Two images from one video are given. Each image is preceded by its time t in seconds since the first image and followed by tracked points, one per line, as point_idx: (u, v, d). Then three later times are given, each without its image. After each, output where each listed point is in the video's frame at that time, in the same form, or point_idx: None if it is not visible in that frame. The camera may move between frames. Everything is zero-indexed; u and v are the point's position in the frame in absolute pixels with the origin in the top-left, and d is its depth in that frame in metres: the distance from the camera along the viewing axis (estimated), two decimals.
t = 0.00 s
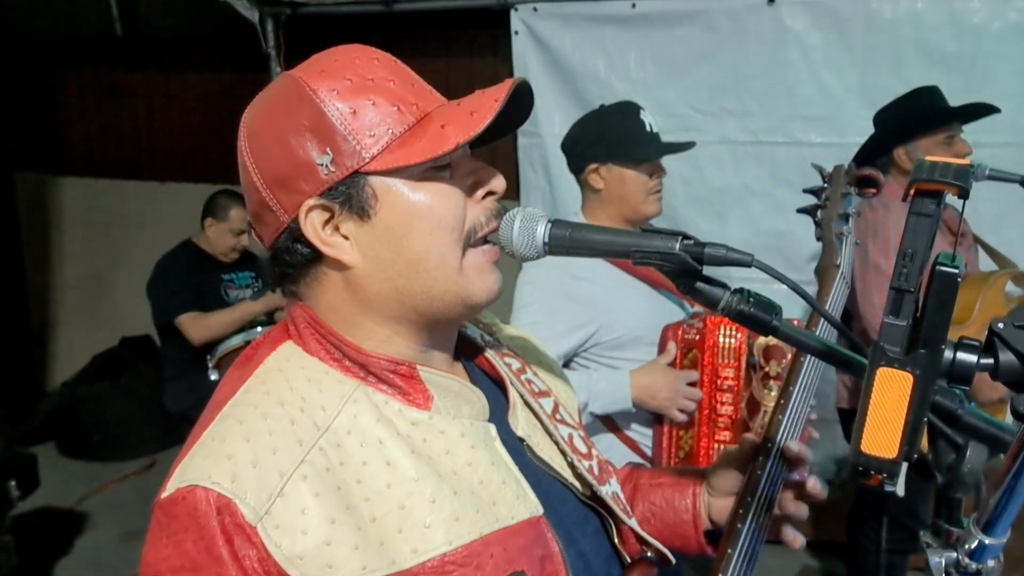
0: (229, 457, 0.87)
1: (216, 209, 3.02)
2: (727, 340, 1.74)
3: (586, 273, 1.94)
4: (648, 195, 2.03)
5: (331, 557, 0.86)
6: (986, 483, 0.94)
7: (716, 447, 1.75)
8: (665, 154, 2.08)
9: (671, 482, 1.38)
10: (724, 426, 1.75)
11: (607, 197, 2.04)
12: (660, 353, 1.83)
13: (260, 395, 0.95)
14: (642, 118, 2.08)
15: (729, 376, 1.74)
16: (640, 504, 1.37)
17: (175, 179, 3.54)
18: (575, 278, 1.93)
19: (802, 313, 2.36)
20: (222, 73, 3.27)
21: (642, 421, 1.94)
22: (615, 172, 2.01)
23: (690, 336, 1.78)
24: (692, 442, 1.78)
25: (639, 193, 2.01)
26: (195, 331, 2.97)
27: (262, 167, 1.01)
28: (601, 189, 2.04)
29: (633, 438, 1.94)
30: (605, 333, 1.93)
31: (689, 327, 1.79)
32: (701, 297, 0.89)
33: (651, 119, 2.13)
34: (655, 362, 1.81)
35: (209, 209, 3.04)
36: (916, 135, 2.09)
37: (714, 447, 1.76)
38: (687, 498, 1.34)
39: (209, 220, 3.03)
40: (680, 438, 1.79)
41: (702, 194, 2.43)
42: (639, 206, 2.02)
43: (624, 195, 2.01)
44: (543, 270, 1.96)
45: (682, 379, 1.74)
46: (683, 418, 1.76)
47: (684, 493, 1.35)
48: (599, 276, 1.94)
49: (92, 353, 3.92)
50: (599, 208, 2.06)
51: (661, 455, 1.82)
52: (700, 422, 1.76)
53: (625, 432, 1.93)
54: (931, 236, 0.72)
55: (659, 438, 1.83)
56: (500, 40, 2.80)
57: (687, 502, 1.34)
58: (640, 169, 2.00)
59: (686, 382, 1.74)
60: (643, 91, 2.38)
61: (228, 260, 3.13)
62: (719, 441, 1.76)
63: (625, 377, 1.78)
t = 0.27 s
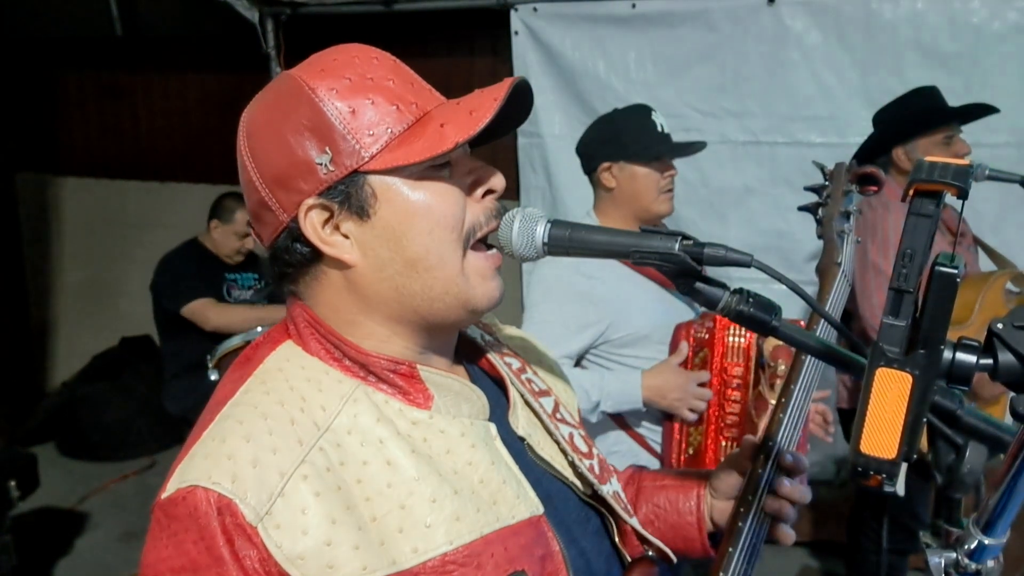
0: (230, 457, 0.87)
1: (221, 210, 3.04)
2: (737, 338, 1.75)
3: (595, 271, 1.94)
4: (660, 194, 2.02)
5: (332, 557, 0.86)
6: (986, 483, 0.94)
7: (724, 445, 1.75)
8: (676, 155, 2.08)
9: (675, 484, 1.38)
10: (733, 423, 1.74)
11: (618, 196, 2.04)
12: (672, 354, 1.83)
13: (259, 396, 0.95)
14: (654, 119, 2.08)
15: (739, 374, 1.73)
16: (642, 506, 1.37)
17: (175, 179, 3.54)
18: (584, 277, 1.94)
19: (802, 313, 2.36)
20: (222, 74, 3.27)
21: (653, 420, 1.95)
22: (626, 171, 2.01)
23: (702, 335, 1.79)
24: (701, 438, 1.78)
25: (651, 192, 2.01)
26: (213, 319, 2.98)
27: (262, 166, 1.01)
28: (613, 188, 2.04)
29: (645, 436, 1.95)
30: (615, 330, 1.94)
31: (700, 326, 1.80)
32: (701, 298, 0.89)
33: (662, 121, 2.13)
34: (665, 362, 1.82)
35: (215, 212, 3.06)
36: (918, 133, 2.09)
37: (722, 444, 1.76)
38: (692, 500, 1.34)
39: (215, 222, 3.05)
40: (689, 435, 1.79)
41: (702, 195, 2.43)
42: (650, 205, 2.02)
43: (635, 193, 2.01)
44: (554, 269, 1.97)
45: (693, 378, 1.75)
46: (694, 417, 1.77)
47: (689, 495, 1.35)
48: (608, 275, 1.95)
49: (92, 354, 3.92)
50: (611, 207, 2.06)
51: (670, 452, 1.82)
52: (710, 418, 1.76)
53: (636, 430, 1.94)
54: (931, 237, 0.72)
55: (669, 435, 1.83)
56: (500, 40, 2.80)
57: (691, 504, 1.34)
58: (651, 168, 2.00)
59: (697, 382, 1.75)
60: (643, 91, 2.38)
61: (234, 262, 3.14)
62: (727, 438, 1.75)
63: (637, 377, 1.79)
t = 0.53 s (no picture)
0: (230, 459, 0.87)
1: (223, 208, 3.02)
2: (742, 336, 1.74)
3: (601, 269, 1.95)
4: (664, 192, 2.02)
5: (332, 559, 0.86)
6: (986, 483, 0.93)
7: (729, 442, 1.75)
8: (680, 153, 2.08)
9: (672, 497, 1.38)
10: (738, 420, 1.74)
11: (622, 195, 2.04)
12: (679, 351, 1.83)
13: (259, 397, 0.95)
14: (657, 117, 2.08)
15: (744, 373, 1.73)
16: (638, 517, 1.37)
17: (175, 180, 3.54)
18: (591, 275, 1.95)
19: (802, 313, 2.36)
20: (222, 74, 3.27)
21: (659, 416, 1.94)
22: (632, 170, 2.01)
23: (708, 332, 1.80)
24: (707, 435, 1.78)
25: (655, 190, 2.01)
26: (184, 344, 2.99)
27: (262, 165, 1.01)
28: (616, 187, 2.04)
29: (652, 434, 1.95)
30: (620, 327, 1.94)
31: (706, 324, 1.80)
32: (701, 297, 0.89)
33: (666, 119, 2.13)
34: (672, 359, 1.81)
35: (218, 209, 3.04)
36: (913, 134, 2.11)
37: (727, 441, 1.75)
38: (687, 516, 1.34)
39: (216, 219, 3.04)
40: (696, 432, 1.79)
41: (702, 195, 2.43)
42: (654, 203, 2.02)
43: (638, 192, 2.01)
44: (561, 267, 1.98)
45: (699, 376, 1.74)
46: (701, 414, 1.76)
47: (684, 509, 1.35)
48: (615, 273, 1.95)
49: (92, 354, 3.92)
50: (616, 206, 2.06)
51: (678, 448, 1.83)
52: (715, 416, 1.76)
53: (642, 429, 1.95)
54: (930, 237, 0.72)
55: (675, 432, 1.83)
56: (500, 40, 2.80)
57: (686, 519, 1.34)
58: (655, 167, 2.00)
59: (704, 380, 1.74)
60: (642, 91, 2.38)
61: (236, 260, 3.12)
62: (732, 435, 1.75)
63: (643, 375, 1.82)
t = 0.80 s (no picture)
0: (230, 459, 0.87)
1: (222, 204, 3.03)
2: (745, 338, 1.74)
3: (603, 270, 1.95)
4: (668, 194, 2.02)
5: (333, 559, 0.86)
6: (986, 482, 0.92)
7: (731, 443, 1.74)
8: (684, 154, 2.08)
9: (672, 500, 1.38)
10: (742, 422, 1.72)
11: (626, 196, 2.04)
12: (682, 352, 1.83)
13: (259, 397, 0.95)
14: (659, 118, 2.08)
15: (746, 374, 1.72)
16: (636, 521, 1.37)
17: (176, 180, 3.54)
18: (593, 274, 1.94)
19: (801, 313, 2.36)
20: (222, 74, 3.27)
21: (662, 417, 1.94)
22: (635, 171, 2.01)
23: (710, 333, 1.80)
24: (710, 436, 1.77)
25: (658, 191, 2.01)
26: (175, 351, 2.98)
27: (262, 164, 1.01)
28: (620, 189, 2.04)
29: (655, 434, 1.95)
30: (622, 327, 1.94)
31: (709, 325, 1.81)
32: (700, 297, 0.89)
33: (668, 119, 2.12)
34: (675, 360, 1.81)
35: (217, 205, 3.05)
36: (913, 134, 2.10)
37: (731, 442, 1.74)
38: (686, 519, 1.33)
39: (217, 215, 3.05)
40: (699, 432, 1.79)
41: (702, 195, 2.43)
42: (659, 204, 2.02)
43: (642, 193, 2.01)
44: (563, 267, 1.97)
45: (702, 377, 1.74)
46: (704, 416, 1.76)
47: (683, 513, 1.35)
48: (616, 272, 1.94)
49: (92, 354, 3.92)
50: (620, 207, 2.06)
51: (679, 450, 1.83)
52: (718, 418, 1.75)
53: (644, 429, 1.95)
54: (930, 237, 0.72)
55: (678, 434, 1.83)
56: (500, 40, 2.80)
57: (685, 522, 1.33)
58: (658, 169, 2.00)
59: (706, 382, 1.74)
60: (642, 91, 2.38)
61: (238, 257, 3.13)
62: (736, 436, 1.74)
63: (646, 377, 1.82)
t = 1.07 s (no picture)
0: (231, 459, 0.87)
1: (219, 204, 3.02)
2: (748, 337, 1.74)
3: (606, 268, 1.95)
4: (673, 193, 2.03)
5: (334, 559, 0.86)
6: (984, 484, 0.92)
7: (734, 442, 1.75)
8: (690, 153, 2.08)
9: (666, 518, 1.37)
10: (747, 421, 1.73)
11: (632, 195, 2.04)
12: (686, 352, 1.82)
13: (260, 397, 0.95)
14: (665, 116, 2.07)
15: (750, 373, 1.73)
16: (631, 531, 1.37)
17: (176, 180, 3.54)
18: (595, 273, 1.94)
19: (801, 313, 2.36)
20: (222, 74, 3.27)
21: (665, 416, 1.94)
22: (641, 171, 2.01)
23: (714, 332, 1.80)
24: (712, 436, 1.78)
25: (664, 191, 2.01)
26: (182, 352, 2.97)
27: (262, 164, 1.01)
28: (626, 187, 2.04)
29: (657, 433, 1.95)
30: (626, 325, 1.94)
31: (712, 324, 1.81)
32: (700, 297, 0.89)
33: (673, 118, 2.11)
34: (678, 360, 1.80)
35: (215, 205, 3.03)
36: (912, 135, 2.12)
37: (734, 443, 1.75)
38: (678, 540, 1.32)
39: (215, 216, 3.03)
40: (702, 433, 1.79)
41: (702, 195, 2.43)
42: (663, 203, 2.02)
43: (648, 192, 2.01)
44: (565, 266, 1.98)
45: (705, 377, 1.74)
46: (706, 416, 1.76)
47: (676, 532, 1.33)
48: (618, 271, 1.94)
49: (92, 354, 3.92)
50: (625, 206, 2.06)
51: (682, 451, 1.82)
52: (721, 417, 1.75)
53: (647, 428, 1.95)
54: (930, 236, 0.72)
55: (680, 434, 1.83)
56: (500, 40, 2.80)
57: (677, 541, 1.32)
58: (662, 168, 2.00)
59: (709, 381, 1.74)
60: (642, 91, 2.38)
61: (234, 258, 3.11)
62: (739, 436, 1.74)
63: (648, 375, 1.81)
